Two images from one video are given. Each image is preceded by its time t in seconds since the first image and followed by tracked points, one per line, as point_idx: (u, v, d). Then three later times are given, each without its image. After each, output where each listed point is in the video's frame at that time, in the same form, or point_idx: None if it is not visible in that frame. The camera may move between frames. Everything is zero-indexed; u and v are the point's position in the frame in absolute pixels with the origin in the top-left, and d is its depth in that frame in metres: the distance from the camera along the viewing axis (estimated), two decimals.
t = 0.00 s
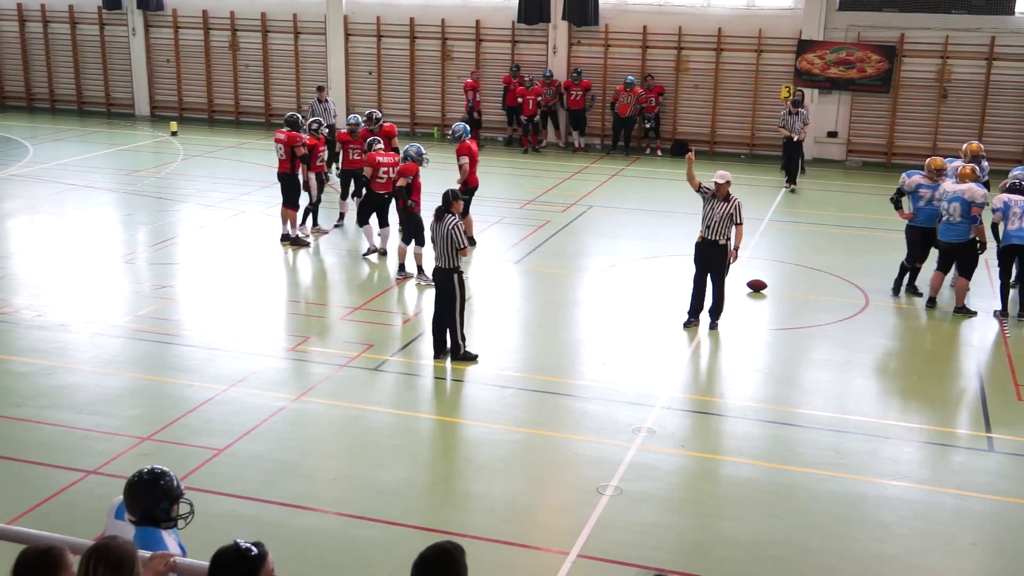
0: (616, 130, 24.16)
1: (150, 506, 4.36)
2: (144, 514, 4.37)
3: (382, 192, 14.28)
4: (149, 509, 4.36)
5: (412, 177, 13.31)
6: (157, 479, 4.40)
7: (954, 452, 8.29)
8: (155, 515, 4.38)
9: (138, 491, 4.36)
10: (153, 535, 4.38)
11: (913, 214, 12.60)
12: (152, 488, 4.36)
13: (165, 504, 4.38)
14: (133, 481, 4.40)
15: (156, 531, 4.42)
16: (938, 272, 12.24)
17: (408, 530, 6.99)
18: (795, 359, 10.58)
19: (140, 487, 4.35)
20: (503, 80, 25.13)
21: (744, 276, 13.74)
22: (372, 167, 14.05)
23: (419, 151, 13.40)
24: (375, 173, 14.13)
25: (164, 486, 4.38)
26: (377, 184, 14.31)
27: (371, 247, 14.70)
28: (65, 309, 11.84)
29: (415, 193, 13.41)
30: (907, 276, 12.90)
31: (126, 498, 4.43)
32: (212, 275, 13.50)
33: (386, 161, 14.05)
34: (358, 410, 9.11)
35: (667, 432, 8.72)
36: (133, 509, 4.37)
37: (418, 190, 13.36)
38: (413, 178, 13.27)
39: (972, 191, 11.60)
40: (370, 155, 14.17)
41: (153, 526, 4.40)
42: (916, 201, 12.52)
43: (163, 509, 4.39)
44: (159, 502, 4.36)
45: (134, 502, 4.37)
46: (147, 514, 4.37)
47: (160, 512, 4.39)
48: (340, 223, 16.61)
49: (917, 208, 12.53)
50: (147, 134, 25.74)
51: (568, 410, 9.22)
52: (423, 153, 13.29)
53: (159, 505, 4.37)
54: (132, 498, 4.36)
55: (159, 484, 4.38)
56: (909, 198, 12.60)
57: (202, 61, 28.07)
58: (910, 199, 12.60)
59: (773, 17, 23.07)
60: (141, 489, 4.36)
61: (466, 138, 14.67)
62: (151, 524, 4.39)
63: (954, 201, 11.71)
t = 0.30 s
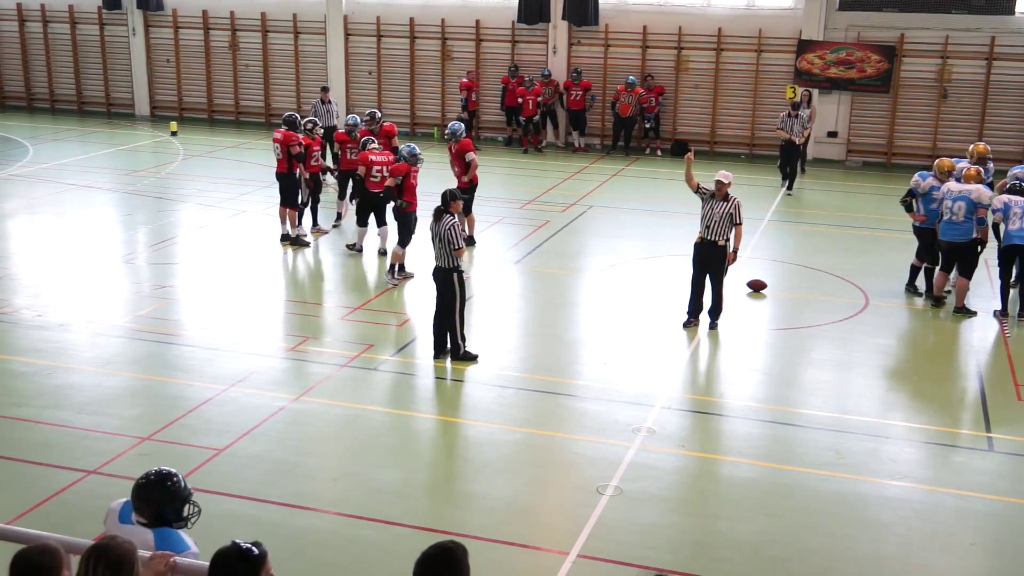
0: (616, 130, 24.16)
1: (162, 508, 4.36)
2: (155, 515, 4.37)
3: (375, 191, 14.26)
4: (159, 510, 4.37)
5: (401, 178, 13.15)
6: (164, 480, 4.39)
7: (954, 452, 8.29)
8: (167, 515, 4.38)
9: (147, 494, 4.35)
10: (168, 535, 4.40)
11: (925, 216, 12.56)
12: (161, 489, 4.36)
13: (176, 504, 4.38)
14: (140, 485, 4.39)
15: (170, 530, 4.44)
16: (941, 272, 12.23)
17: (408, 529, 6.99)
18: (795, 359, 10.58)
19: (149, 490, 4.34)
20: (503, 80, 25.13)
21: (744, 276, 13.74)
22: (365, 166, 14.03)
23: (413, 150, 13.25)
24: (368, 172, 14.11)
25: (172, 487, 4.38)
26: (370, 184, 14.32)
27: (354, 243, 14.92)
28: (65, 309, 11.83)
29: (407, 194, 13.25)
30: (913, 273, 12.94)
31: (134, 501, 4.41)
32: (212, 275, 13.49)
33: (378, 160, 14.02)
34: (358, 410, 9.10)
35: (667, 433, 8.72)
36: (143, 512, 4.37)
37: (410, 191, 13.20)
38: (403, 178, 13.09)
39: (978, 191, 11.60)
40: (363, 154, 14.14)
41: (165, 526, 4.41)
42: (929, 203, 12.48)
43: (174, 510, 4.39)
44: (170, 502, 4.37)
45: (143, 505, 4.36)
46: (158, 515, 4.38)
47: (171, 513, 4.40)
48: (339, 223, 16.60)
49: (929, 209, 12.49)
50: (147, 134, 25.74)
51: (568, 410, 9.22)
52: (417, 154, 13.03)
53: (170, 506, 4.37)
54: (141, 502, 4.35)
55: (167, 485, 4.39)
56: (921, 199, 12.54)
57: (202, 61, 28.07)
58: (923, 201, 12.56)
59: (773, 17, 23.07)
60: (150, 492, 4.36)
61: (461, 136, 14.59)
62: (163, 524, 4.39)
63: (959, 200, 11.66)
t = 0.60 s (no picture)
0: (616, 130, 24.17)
1: (159, 505, 4.36)
2: (153, 513, 4.38)
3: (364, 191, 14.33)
4: (156, 508, 4.37)
5: (391, 178, 12.97)
6: (158, 477, 4.39)
7: (954, 452, 8.29)
8: (165, 512, 4.39)
9: (142, 493, 4.35)
10: (170, 528, 4.44)
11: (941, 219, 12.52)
12: (156, 486, 4.36)
13: (173, 499, 4.39)
14: (134, 482, 4.38)
15: (170, 524, 4.47)
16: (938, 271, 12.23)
17: (408, 529, 6.99)
18: (795, 359, 10.58)
19: (144, 488, 4.34)
20: (502, 80, 25.14)
21: (744, 276, 13.74)
22: (351, 167, 14.10)
23: (406, 151, 12.99)
24: (355, 172, 14.19)
25: (165, 483, 4.38)
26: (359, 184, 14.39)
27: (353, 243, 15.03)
28: (65, 309, 11.83)
29: (399, 197, 13.04)
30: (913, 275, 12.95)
31: (128, 500, 4.41)
32: (212, 275, 13.49)
33: (365, 160, 14.06)
34: (358, 410, 9.10)
35: (666, 432, 8.72)
36: (140, 510, 4.37)
37: (401, 193, 13.00)
38: (393, 179, 12.92)
39: (976, 190, 11.62)
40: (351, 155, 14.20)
41: (165, 521, 4.44)
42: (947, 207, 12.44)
43: (172, 505, 4.41)
44: (167, 499, 4.37)
45: (138, 503, 4.36)
46: (155, 512, 4.39)
47: (167, 508, 4.40)
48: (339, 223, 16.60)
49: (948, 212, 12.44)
50: (147, 134, 25.74)
51: (568, 410, 9.22)
52: (409, 155, 12.79)
53: (166, 502, 4.37)
54: (136, 501, 4.35)
55: (161, 481, 4.38)
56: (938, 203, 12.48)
57: (203, 61, 28.06)
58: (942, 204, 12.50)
59: (773, 17, 23.07)
60: (144, 490, 4.35)
61: (462, 134, 14.57)
62: (162, 519, 4.42)
63: (957, 198, 11.67)
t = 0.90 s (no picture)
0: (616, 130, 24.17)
1: (147, 502, 4.37)
2: (142, 510, 4.39)
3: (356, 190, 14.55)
4: (145, 505, 4.38)
5: (379, 181, 12.96)
6: (145, 474, 4.39)
7: (954, 452, 8.29)
8: (154, 507, 4.40)
9: (129, 490, 4.35)
10: (162, 522, 4.46)
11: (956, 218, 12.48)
12: (143, 484, 4.36)
13: (162, 495, 4.41)
14: (121, 481, 4.39)
15: (161, 518, 4.49)
16: (937, 271, 12.24)
17: (408, 529, 6.99)
18: (794, 359, 10.58)
19: (131, 486, 4.34)
20: (502, 80, 25.12)
21: (744, 276, 13.73)
22: (343, 166, 14.37)
23: (394, 154, 12.97)
24: (347, 171, 14.46)
25: (152, 478, 4.39)
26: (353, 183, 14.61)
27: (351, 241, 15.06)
28: (65, 309, 11.83)
29: (388, 200, 13.00)
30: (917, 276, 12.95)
31: (116, 497, 4.42)
32: (212, 275, 13.49)
33: (356, 159, 14.34)
34: (358, 411, 9.10)
35: (666, 433, 8.72)
36: (129, 508, 4.38)
37: (389, 196, 12.96)
38: (380, 183, 12.91)
39: (976, 191, 11.61)
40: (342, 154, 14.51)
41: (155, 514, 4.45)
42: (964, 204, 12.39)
43: (162, 500, 4.42)
44: (156, 495, 4.38)
45: (126, 501, 4.37)
46: (145, 508, 4.39)
47: (155, 503, 4.40)
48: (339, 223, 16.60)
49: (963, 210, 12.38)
50: (147, 134, 25.75)
51: (568, 410, 9.22)
52: (397, 158, 12.68)
53: (155, 498, 4.38)
54: (124, 498, 4.37)
55: (148, 478, 4.39)
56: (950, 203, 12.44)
57: (202, 61, 28.06)
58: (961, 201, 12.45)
59: (773, 17, 23.06)
60: (131, 488, 4.36)
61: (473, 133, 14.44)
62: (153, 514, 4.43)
63: (957, 198, 11.67)
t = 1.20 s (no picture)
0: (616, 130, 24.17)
1: (143, 499, 4.39)
2: (136, 507, 4.41)
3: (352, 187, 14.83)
4: (140, 502, 4.40)
5: (372, 183, 12.94)
6: (140, 472, 4.41)
7: (954, 452, 8.30)
8: (149, 505, 4.42)
9: (125, 487, 4.38)
10: (154, 521, 4.44)
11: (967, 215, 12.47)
12: (139, 481, 4.38)
13: (155, 493, 4.42)
14: (117, 477, 4.42)
15: (154, 516, 4.48)
16: (937, 271, 12.24)
17: (408, 529, 6.99)
18: (794, 359, 10.58)
19: (127, 484, 4.36)
20: (502, 80, 25.11)
21: (744, 276, 13.74)
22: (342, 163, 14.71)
23: (388, 155, 12.86)
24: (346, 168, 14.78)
25: (147, 477, 4.40)
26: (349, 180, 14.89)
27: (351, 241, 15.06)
28: (65, 309, 11.83)
29: (380, 201, 13.01)
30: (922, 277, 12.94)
31: (112, 493, 4.44)
32: (212, 275, 13.50)
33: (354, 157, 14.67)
34: (358, 411, 9.10)
35: (666, 433, 8.73)
36: (123, 504, 4.40)
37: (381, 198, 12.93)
38: (372, 184, 12.93)
39: (977, 191, 11.59)
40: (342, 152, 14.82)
41: (148, 513, 4.45)
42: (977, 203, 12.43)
43: (156, 499, 4.44)
44: (151, 494, 4.40)
45: (121, 496, 4.39)
46: (139, 505, 4.40)
47: (150, 501, 4.42)
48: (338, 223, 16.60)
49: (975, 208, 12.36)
50: (148, 134, 25.75)
51: (568, 410, 9.22)
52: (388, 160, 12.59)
53: (149, 496, 4.40)
54: (119, 495, 4.39)
55: (143, 476, 4.41)
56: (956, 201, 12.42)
57: (202, 61, 28.05)
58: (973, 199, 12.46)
59: (773, 17, 23.06)
60: (126, 485, 4.38)
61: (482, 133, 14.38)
62: (146, 512, 4.43)
63: (957, 198, 11.66)
